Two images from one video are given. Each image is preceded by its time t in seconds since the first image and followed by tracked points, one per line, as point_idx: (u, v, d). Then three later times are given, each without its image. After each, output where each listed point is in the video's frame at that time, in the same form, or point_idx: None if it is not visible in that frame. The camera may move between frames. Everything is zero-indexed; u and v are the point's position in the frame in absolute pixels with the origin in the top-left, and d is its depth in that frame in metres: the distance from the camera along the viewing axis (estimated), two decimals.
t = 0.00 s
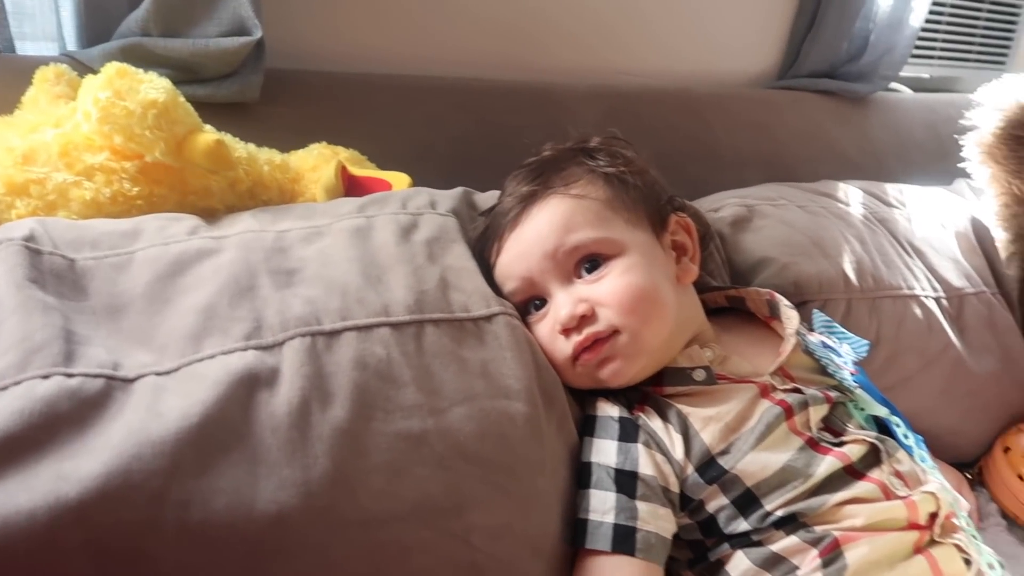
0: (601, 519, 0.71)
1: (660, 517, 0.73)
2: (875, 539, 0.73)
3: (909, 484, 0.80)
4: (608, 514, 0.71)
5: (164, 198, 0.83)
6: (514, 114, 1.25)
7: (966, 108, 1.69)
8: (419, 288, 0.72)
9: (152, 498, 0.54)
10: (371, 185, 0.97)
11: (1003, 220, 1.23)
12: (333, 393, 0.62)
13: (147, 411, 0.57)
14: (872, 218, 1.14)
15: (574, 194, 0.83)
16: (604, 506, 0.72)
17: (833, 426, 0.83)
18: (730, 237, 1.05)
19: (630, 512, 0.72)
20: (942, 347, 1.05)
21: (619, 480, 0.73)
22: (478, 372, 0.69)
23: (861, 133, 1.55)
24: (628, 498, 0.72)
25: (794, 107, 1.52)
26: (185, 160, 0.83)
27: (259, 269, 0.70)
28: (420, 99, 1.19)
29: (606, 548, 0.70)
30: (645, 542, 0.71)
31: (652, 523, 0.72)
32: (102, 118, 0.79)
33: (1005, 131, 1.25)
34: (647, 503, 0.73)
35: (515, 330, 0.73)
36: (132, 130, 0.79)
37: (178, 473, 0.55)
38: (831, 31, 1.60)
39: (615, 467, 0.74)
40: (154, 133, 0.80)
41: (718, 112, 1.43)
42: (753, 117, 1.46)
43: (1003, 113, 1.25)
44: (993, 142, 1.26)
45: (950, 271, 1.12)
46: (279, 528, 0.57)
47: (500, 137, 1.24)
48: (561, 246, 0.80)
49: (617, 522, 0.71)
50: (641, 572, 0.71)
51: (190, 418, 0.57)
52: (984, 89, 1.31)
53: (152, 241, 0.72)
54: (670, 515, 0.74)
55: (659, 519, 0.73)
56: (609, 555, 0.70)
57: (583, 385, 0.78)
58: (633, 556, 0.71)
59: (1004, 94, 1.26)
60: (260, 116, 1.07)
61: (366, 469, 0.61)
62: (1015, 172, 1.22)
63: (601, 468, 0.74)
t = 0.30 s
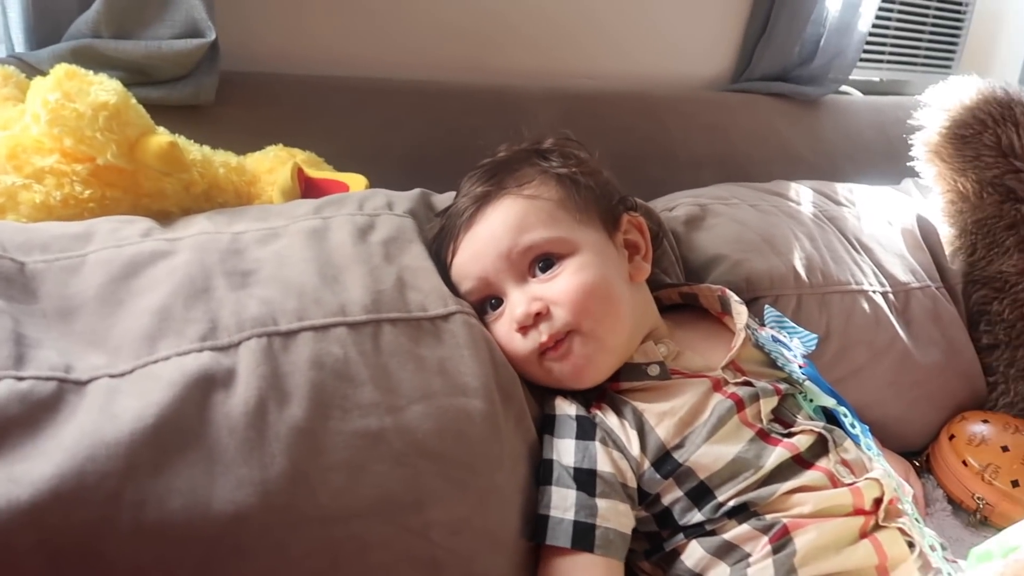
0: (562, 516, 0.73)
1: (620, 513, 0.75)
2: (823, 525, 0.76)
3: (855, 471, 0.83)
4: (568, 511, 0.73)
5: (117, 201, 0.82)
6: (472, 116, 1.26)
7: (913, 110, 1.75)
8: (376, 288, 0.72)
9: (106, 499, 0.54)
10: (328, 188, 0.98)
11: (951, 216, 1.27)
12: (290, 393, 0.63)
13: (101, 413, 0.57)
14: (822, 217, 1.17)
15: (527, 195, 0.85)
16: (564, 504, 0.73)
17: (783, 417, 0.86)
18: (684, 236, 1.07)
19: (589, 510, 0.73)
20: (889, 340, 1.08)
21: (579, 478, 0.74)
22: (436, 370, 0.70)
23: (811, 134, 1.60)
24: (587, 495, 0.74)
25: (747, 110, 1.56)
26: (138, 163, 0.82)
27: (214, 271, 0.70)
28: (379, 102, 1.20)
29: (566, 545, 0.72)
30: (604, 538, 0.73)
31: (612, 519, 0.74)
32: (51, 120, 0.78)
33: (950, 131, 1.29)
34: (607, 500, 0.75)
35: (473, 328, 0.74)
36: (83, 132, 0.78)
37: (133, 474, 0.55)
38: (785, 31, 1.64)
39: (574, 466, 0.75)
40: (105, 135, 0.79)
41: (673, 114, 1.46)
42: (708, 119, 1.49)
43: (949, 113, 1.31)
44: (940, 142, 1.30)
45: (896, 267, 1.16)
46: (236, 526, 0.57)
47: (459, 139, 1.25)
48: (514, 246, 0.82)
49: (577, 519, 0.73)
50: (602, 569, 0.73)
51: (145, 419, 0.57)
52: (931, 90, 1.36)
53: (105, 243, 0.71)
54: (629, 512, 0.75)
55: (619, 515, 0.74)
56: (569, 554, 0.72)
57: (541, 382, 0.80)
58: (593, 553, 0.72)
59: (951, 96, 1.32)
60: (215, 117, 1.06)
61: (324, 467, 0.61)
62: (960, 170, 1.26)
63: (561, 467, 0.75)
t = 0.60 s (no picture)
0: (556, 526, 0.72)
1: (614, 522, 0.74)
2: (814, 527, 0.76)
3: (845, 474, 0.83)
4: (563, 521, 0.72)
5: (100, 214, 0.81)
6: (457, 125, 1.26)
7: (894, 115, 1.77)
8: (364, 297, 0.72)
9: (91, 516, 0.53)
10: (314, 200, 0.97)
11: (936, 219, 1.28)
12: (278, 405, 0.62)
13: (85, 428, 0.56)
14: (808, 221, 1.18)
15: (513, 202, 0.85)
16: (558, 514, 0.73)
17: (773, 421, 0.86)
18: (671, 242, 1.08)
19: (583, 519, 0.73)
20: (877, 343, 1.09)
21: (572, 488, 0.74)
22: (424, 380, 0.69)
23: (795, 140, 1.61)
24: (581, 505, 0.73)
25: (730, 117, 1.57)
26: (121, 176, 0.81)
27: (200, 283, 0.69)
28: (364, 113, 1.20)
29: (561, 556, 0.71)
30: (599, 547, 0.73)
31: (606, 528, 0.74)
32: (32, 133, 0.77)
33: (935, 134, 1.30)
34: (600, 509, 0.74)
35: (461, 337, 0.74)
36: (65, 145, 0.77)
37: (118, 489, 0.54)
38: (768, 38, 1.66)
39: (566, 476, 0.75)
40: (88, 148, 0.78)
41: (658, 122, 1.47)
42: (692, 126, 1.50)
43: (935, 117, 1.31)
44: (925, 146, 1.31)
45: (882, 270, 1.16)
46: (224, 541, 0.56)
47: (445, 149, 1.25)
48: (501, 253, 0.82)
49: (571, 529, 0.72)
50: None
51: (130, 434, 0.56)
52: (917, 95, 1.37)
53: (87, 257, 0.70)
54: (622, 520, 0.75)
55: (613, 524, 0.74)
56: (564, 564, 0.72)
57: (531, 390, 0.80)
58: (588, 563, 0.72)
59: (935, 100, 1.33)
60: (199, 130, 1.06)
61: (312, 479, 0.61)
62: (947, 173, 1.27)
63: (553, 477, 0.75)
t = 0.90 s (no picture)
0: (561, 544, 0.72)
1: (617, 534, 0.74)
2: (815, 530, 0.76)
3: (844, 476, 0.83)
4: (567, 539, 0.72)
5: (93, 227, 0.81)
6: (450, 133, 1.27)
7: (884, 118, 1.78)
8: (359, 306, 0.72)
9: (86, 529, 0.52)
10: (308, 209, 0.97)
11: (929, 220, 1.28)
12: (274, 415, 0.62)
13: (80, 441, 0.55)
14: (801, 224, 1.18)
15: (505, 209, 0.85)
16: (562, 532, 0.72)
17: (772, 425, 0.86)
18: (666, 246, 1.08)
19: (587, 534, 0.73)
20: (873, 345, 1.09)
21: (572, 503, 0.74)
22: (421, 388, 0.69)
23: (786, 145, 1.62)
24: (583, 520, 0.73)
25: (722, 122, 1.57)
26: (114, 188, 0.81)
27: (194, 294, 0.69)
28: (356, 123, 1.20)
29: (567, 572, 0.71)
30: (605, 560, 0.73)
31: (610, 541, 0.73)
32: (23, 147, 0.77)
33: (927, 136, 1.30)
34: (602, 523, 0.74)
35: (458, 344, 0.74)
36: (57, 158, 0.77)
37: (114, 502, 0.54)
38: (757, 43, 1.67)
39: (566, 491, 0.74)
40: (80, 160, 0.78)
41: (650, 128, 1.47)
42: (684, 132, 1.51)
43: (927, 120, 1.32)
44: (917, 148, 1.31)
45: (876, 272, 1.17)
46: (221, 552, 0.56)
47: (438, 157, 1.25)
48: (494, 260, 0.82)
49: (576, 545, 0.72)
50: None
51: (126, 446, 0.55)
52: (908, 98, 1.38)
53: (81, 270, 0.70)
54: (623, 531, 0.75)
55: (616, 536, 0.74)
56: None
57: (525, 398, 0.80)
58: None
59: (926, 102, 1.34)
60: (192, 141, 1.06)
61: (310, 489, 0.60)
62: (939, 174, 1.27)
63: (554, 494, 0.74)
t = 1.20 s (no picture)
0: (578, 556, 0.73)
1: (629, 546, 0.74)
2: (821, 543, 0.76)
3: (851, 488, 0.83)
4: (584, 551, 0.73)
5: (104, 239, 0.82)
6: (455, 145, 1.27)
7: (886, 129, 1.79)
8: (369, 318, 0.72)
9: (100, 541, 0.53)
10: (316, 221, 0.98)
11: (932, 232, 1.29)
12: (286, 426, 0.62)
13: (95, 453, 0.56)
14: (805, 235, 1.19)
15: (513, 223, 0.86)
16: (578, 545, 0.74)
17: (778, 438, 0.86)
18: (671, 257, 1.09)
19: (604, 545, 0.74)
20: (876, 355, 1.10)
21: (585, 516, 0.75)
22: (430, 399, 0.70)
23: (789, 155, 1.63)
24: (599, 532, 0.74)
25: (725, 133, 1.58)
26: (124, 200, 0.81)
27: (205, 306, 0.69)
28: (363, 135, 1.21)
29: None
30: (624, 568, 0.73)
31: (626, 552, 0.74)
32: (36, 159, 0.77)
33: (930, 148, 1.32)
34: (618, 534, 0.74)
35: (466, 356, 0.74)
36: (69, 171, 0.78)
37: (128, 513, 0.54)
38: (760, 55, 1.68)
39: (580, 502, 0.75)
40: (91, 173, 0.79)
41: (654, 138, 1.48)
42: (688, 142, 1.52)
43: (930, 130, 1.33)
44: (920, 159, 1.32)
45: (879, 282, 1.17)
46: (233, 563, 0.56)
47: (444, 168, 1.26)
48: (502, 274, 0.82)
49: (593, 557, 0.73)
50: None
51: (140, 457, 0.56)
52: (911, 108, 1.39)
53: (93, 282, 0.70)
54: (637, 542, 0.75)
55: (631, 547, 0.74)
56: None
57: (532, 412, 0.80)
58: None
59: (929, 114, 1.35)
60: (200, 152, 1.07)
61: (322, 500, 0.61)
62: (943, 186, 1.28)
63: (568, 507, 0.75)
